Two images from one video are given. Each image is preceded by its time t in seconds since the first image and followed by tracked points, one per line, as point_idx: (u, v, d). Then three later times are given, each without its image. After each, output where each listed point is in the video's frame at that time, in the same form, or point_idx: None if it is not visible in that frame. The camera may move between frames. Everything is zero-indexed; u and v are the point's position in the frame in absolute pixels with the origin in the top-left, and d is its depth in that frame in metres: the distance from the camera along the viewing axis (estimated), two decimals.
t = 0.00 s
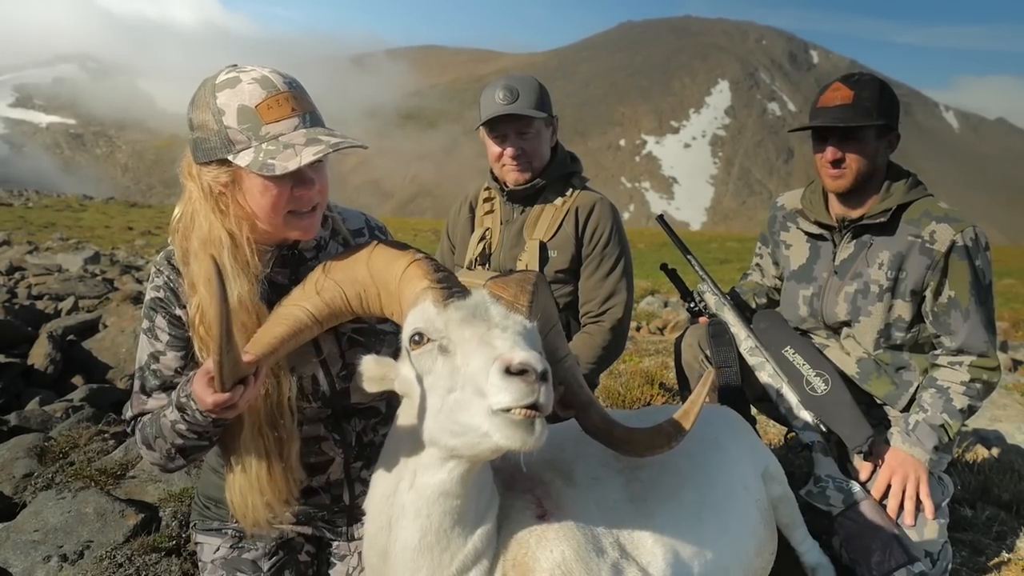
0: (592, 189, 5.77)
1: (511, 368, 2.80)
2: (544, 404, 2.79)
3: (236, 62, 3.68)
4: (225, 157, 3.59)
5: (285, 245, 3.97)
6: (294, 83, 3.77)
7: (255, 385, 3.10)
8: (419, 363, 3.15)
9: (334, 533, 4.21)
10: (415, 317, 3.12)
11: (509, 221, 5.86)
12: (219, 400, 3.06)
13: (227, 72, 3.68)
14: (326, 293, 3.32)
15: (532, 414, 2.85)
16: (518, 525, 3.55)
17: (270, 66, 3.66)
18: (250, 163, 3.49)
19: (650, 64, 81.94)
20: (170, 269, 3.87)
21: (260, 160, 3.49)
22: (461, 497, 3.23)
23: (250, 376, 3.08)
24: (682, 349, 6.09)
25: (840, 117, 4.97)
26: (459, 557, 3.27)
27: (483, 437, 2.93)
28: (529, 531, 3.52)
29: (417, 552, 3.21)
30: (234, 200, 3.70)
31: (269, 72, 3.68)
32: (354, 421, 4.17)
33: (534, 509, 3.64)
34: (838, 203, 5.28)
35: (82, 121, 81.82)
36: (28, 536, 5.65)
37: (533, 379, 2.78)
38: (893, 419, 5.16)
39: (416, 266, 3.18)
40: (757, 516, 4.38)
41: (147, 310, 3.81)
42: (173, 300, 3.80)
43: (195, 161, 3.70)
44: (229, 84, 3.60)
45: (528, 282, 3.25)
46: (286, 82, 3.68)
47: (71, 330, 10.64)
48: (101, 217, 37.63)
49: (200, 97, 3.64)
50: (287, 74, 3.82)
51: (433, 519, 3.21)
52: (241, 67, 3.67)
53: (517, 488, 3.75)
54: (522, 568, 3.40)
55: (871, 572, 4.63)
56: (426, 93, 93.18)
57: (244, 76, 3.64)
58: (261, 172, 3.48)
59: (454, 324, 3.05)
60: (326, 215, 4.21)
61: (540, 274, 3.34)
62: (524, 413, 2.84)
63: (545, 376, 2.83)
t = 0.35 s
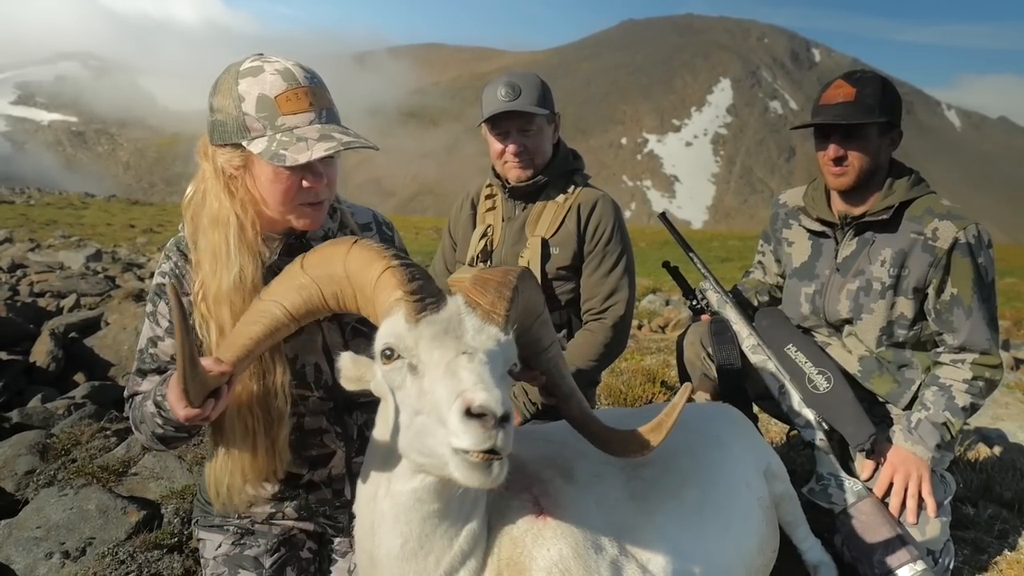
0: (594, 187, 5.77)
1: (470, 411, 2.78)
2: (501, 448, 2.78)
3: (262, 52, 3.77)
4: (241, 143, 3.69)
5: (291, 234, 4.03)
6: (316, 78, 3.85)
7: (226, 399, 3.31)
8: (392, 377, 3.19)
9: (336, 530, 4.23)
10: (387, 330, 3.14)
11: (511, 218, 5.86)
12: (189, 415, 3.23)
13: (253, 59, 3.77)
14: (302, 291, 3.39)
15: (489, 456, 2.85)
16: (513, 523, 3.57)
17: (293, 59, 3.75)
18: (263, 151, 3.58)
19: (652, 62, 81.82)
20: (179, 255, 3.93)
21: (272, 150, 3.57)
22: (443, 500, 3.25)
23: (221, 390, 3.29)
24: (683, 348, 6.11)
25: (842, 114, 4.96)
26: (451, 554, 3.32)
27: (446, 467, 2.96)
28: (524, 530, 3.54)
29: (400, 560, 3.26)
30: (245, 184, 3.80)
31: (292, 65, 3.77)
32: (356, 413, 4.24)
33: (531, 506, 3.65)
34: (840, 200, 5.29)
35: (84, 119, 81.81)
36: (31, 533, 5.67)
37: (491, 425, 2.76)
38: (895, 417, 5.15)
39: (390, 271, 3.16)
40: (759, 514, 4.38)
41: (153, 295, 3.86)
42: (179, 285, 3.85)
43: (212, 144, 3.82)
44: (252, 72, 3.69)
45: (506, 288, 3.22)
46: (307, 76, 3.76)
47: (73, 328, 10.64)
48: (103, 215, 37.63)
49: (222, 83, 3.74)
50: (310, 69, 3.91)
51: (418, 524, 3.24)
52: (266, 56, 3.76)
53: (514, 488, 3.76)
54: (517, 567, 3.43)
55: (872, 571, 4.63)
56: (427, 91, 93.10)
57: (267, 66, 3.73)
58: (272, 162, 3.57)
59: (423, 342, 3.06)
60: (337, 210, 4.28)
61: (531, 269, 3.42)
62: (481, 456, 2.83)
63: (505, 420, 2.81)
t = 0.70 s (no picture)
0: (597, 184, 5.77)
1: (429, 439, 2.82)
2: (458, 475, 2.83)
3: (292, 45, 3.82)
4: (263, 131, 3.74)
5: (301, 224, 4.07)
6: (341, 76, 3.90)
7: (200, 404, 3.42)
8: (364, 388, 3.28)
9: (337, 526, 4.26)
10: (359, 340, 3.20)
11: (513, 216, 5.86)
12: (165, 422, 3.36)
13: (282, 52, 3.81)
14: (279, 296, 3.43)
15: (447, 481, 2.91)
16: (508, 523, 3.59)
17: (321, 56, 3.79)
18: (283, 141, 3.62)
19: (654, 60, 81.72)
20: (189, 242, 3.98)
21: (291, 140, 3.61)
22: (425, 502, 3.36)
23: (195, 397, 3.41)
24: (685, 345, 6.11)
25: (845, 112, 4.95)
26: (439, 555, 3.43)
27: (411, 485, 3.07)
28: (520, 530, 3.57)
29: (385, 563, 3.40)
30: (261, 171, 3.86)
31: (319, 61, 3.81)
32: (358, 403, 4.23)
33: (528, 506, 3.65)
34: (843, 198, 5.26)
35: (86, 117, 81.82)
36: (33, 530, 5.69)
37: (448, 453, 2.81)
38: (897, 415, 5.15)
39: (364, 282, 3.18)
40: (762, 513, 4.40)
41: (160, 278, 3.91)
42: (186, 270, 3.90)
43: (233, 129, 3.88)
44: (280, 64, 3.73)
45: (479, 299, 3.23)
46: (332, 73, 3.81)
47: (75, 325, 10.64)
48: (104, 213, 37.62)
49: (249, 72, 3.79)
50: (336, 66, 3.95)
51: (404, 527, 3.39)
52: (296, 50, 3.80)
53: (512, 485, 3.75)
54: (514, 565, 3.50)
55: (876, 571, 4.67)
56: (429, 89, 93.02)
57: (296, 59, 3.76)
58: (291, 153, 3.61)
59: (392, 357, 3.11)
60: (348, 204, 4.34)
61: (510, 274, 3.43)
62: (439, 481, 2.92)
63: (463, 449, 2.85)
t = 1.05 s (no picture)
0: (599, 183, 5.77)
1: (405, 439, 2.84)
2: (434, 475, 2.86)
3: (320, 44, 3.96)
4: (291, 125, 3.84)
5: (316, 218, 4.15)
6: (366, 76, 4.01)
7: (186, 419, 3.49)
8: (346, 392, 3.28)
9: (339, 523, 4.25)
10: (338, 347, 3.20)
11: (515, 215, 5.86)
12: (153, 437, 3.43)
13: (311, 50, 3.94)
14: (261, 306, 3.48)
15: (425, 481, 2.94)
16: (509, 521, 3.60)
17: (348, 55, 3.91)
18: (307, 134, 3.74)
19: (656, 58, 81.65)
20: (204, 232, 4.11)
21: (315, 134, 3.73)
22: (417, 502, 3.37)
23: (182, 410, 3.47)
24: (688, 342, 6.13)
25: (846, 110, 4.95)
26: (432, 554, 3.42)
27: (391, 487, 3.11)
28: (520, 528, 3.58)
29: (377, 564, 3.40)
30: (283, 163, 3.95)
31: (346, 61, 3.93)
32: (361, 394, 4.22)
33: (528, 504, 3.66)
34: (844, 196, 5.26)
35: (88, 115, 81.76)
36: (36, 527, 5.72)
37: (424, 453, 2.83)
38: (900, 413, 5.15)
39: (341, 289, 3.21)
40: (765, 511, 4.41)
41: (174, 266, 4.06)
42: (200, 259, 4.04)
43: (258, 122, 3.99)
44: (309, 60, 3.87)
45: (458, 300, 3.28)
46: (358, 73, 3.92)
47: (77, 323, 10.65)
48: (106, 211, 37.59)
49: (279, 68, 3.91)
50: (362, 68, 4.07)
51: (396, 527, 3.39)
52: (324, 49, 3.94)
53: (511, 484, 3.76)
54: (513, 563, 3.50)
55: (879, 568, 4.69)
56: (431, 87, 92.98)
57: (323, 57, 3.89)
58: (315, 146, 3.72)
59: (371, 360, 3.11)
60: (362, 201, 4.42)
61: (489, 272, 3.50)
62: (415, 482, 2.95)
63: (439, 449, 2.87)
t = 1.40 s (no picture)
0: (601, 181, 5.77)
1: (367, 445, 2.89)
2: (398, 477, 2.91)
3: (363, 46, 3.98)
4: (350, 125, 3.82)
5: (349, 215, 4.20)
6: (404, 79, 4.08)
7: (166, 455, 3.46)
8: (316, 405, 3.37)
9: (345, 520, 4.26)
10: (303, 365, 3.30)
11: (518, 213, 5.86)
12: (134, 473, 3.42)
13: (357, 51, 3.95)
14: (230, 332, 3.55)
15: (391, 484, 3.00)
16: (509, 519, 3.60)
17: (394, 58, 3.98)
18: (377, 135, 3.74)
19: (658, 57, 81.59)
20: (230, 218, 4.19)
21: (385, 134, 3.75)
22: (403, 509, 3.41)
23: (161, 447, 3.45)
24: (689, 334, 6.14)
25: (848, 109, 4.94)
26: (422, 556, 3.43)
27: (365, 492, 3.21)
28: (520, 525, 3.59)
29: (370, 570, 3.42)
30: (324, 162, 4.00)
31: (391, 64, 3.99)
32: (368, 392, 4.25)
33: (526, 502, 3.67)
34: (846, 194, 5.25)
35: (90, 114, 81.76)
36: (39, 525, 5.75)
37: (386, 457, 2.89)
38: (903, 411, 5.15)
39: (299, 306, 3.29)
40: (768, 510, 4.43)
41: (194, 248, 4.10)
42: (224, 246, 4.10)
43: (297, 120, 3.99)
44: (364, 62, 3.88)
45: (418, 302, 3.30)
46: (403, 76, 4.00)
47: (80, 322, 10.65)
48: (108, 210, 37.56)
49: (329, 68, 3.89)
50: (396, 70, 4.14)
51: (384, 532, 3.40)
52: (369, 51, 3.97)
53: (510, 482, 3.77)
54: (513, 561, 3.51)
55: (881, 566, 4.70)
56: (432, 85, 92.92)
57: (375, 59, 3.93)
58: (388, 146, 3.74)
59: (334, 371, 3.18)
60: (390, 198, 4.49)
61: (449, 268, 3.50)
62: (380, 485, 3.01)
63: (403, 451, 2.92)
